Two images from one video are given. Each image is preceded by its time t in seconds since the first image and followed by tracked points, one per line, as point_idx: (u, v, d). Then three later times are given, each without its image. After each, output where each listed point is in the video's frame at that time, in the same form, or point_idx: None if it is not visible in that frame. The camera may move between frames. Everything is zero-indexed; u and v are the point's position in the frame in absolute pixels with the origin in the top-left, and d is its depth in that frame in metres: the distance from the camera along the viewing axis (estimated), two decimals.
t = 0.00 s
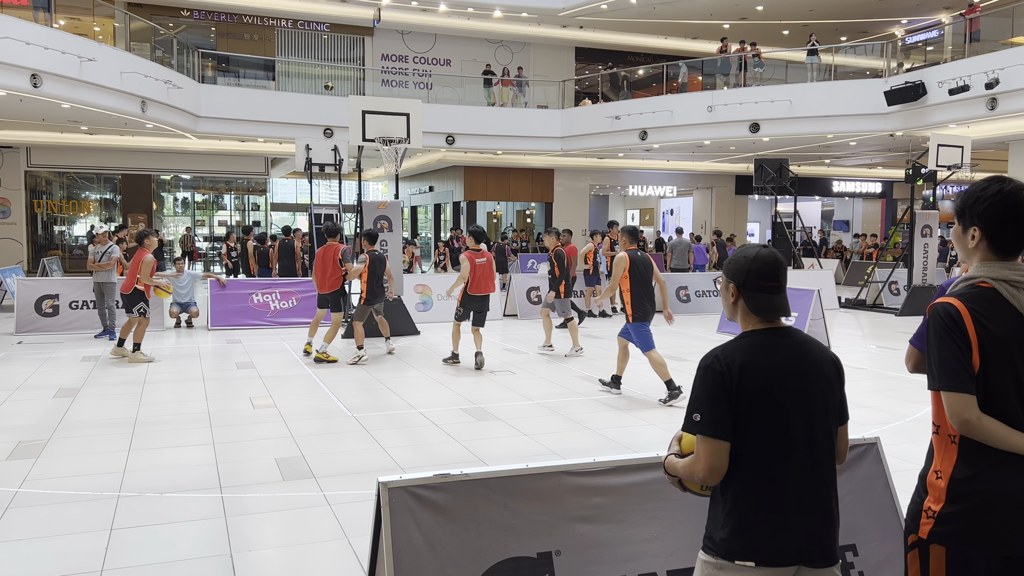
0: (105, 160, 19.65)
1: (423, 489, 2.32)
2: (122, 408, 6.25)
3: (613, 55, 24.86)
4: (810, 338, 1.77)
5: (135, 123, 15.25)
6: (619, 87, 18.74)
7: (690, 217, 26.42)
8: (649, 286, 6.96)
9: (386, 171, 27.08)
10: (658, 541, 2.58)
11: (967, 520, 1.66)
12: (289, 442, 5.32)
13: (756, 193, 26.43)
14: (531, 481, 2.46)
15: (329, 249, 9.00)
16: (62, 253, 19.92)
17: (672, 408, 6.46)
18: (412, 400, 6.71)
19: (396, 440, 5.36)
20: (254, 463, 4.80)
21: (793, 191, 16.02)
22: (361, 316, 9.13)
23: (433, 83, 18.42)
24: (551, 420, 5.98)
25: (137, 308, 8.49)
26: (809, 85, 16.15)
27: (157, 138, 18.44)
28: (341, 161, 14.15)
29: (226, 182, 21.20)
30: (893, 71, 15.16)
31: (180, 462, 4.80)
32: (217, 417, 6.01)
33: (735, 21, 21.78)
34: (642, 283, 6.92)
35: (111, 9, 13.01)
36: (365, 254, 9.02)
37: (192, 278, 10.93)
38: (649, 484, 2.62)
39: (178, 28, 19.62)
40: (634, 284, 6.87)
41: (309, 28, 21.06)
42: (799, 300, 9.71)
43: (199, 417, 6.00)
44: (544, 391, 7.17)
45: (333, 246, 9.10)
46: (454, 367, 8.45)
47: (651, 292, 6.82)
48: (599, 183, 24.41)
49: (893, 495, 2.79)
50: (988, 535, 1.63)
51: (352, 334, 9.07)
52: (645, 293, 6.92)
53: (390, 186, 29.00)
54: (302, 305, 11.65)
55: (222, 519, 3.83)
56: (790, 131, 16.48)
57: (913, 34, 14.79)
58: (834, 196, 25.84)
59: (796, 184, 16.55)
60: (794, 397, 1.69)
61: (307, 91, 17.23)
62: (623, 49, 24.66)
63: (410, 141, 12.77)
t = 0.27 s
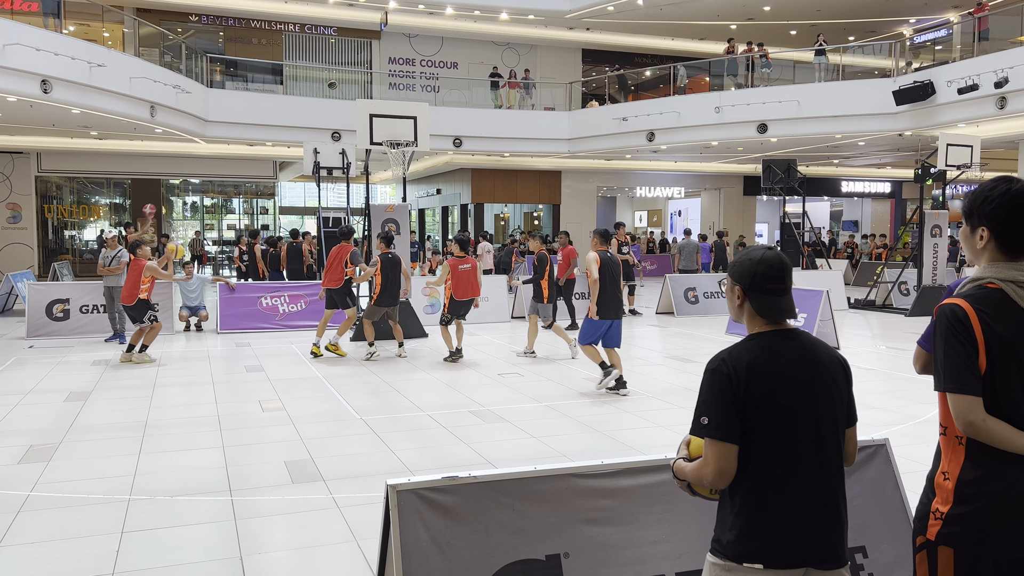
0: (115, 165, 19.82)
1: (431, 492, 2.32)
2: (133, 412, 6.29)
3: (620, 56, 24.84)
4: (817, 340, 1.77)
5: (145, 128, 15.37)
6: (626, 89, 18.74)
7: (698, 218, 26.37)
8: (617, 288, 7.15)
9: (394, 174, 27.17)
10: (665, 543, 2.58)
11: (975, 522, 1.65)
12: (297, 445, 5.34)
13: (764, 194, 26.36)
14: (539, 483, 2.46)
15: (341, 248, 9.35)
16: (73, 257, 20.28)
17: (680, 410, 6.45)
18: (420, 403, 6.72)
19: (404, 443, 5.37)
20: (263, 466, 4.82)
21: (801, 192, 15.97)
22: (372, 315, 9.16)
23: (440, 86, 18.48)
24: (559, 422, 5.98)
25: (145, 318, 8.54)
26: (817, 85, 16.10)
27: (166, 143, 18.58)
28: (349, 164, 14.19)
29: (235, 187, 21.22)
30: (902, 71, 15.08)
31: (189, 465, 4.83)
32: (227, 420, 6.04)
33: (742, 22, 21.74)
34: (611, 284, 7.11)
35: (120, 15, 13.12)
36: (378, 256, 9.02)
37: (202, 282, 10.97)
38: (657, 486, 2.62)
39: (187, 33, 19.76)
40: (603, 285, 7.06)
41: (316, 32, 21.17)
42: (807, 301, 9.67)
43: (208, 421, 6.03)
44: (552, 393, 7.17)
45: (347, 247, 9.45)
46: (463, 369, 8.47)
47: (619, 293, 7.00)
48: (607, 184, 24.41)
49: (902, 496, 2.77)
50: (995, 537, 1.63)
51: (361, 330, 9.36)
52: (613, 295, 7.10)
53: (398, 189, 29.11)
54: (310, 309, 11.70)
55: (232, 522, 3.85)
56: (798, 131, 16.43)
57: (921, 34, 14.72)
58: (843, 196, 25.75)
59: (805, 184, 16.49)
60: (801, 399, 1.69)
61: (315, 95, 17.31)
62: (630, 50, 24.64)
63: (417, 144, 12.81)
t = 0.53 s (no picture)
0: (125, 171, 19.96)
1: (439, 495, 2.33)
2: (143, 416, 6.33)
3: (627, 59, 24.83)
4: (824, 343, 1.76)
5: (154, 133, 15.47)
6: (633, 91, 18.73)
7: (706, 220, 26.32)
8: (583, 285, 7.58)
9: (401, 178, 27.26)
10: (673, 547, 2.57)
11: (982, 525, 1.64)
12: (306, 448, 5.35)
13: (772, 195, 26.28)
14: (546, 487, 2.46)
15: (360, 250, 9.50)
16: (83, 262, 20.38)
17: (688, 413, 6.43)
18: (428, 406, 6.73)
19: (412, 446, 5.38)
20: (272, 469, 4.84)
21: (810, 193, 15.90)
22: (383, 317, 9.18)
23: (447, 90, 18.53)
24: (567, 425, 5.98)
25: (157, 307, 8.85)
26: (824, 87, 16.05)
27: (175, 148, 18.70)
28: (357, 168, 14.24)
29: (242, 193, 21.58)
30: (910, 71, 15.02)
31: (199, 469, 4.85)
32: (236, 424, 6.07)
33: (749, 23, 21.71)
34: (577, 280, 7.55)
35: (130, 21, 13.22)
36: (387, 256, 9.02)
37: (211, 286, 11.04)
38: (664, 489, 2.61)
39: (196, 39, 19.91)
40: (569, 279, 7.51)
41: (324, 37, 21.26)
42: (816, 303, 9.64)
43: (218, 424, 6.06)
44: (560, 396, 7.16)
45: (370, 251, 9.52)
46: (470, 372, 8.48)
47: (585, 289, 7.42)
48: (614, 186, 24.38)
49: (912, 499, 2.76)
50: (1003, 540, 1.62)
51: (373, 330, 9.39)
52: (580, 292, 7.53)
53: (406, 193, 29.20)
54: (318, 312, 11.74)
55: (241, 525, 3.86)
56: (806, 132, 16.39)
57: (930, 34, 14.64)
58: (852, 197, 25.65)
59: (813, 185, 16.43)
60: (807, 403, 1.68)
61: (323, 99, 17.38)
62: (637, 52, 24.66)
63: (424, 148, 12.84)
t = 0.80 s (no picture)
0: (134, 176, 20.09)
1: (445, 499, 2.33)
2: (151, 420, 6.36)
3: (633, 61, 24.82)
4: (830, 345, 1.76)
5: (162, 139, 15.57)
6: (640, 94, 18.71)
7: (713, 222, 26.26)
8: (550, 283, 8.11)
9: (409, 181, 27.34)
10: (681, 550, 2.57)
11: (991, 529, 1.63)
12: (314, 451, 5.36)
13: (780, 197, 26.19)
14: (553, 490, 2.46)
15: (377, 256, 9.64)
16: (92, 267, 20.84)
17: (696, 416, 6.40)
18: (435, 409, 6.73)
19: (419, 449, 5.38)
20: (280, 473, 4.85)
21: (818, 195, 15.84)
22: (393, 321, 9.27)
23: (454, 93, 18.56)
24: (574, 429, 5.96)
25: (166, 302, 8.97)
26: (832, 88, 16.00)
27: (183, 153, 18.81)
28: (364, 172, 14.27)
29: (249, 197, 21.47)
30: (918, 72, 14.95)
31: (207, 473, 4.87)
32: (244, 427, 6.09)
33: (756, 25, 21.66)
34: (544, 279, 8.07)
35: (138, 27, 13.30)
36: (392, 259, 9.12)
37: (219, 290, 11.10)
38: (671, 492, 2.60)
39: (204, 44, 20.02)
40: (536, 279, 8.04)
41: (331, 41, 21.34)
42: (824, 305, 9.59)
43: (226, 428, 6.08)
44: (568, 399, 7.15)
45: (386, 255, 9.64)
46: (478, 376, 8.48)
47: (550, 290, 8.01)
48: (621, 189, 24.35)
49: (921, 502, 2.74)
50: (1012, 543, 1.60)
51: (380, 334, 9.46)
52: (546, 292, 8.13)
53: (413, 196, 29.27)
54: (326, 316, 11.77)
55: (249, 529, 3.87)
56: (813, 134, 16.33)
57: (938, 35, 14.57)
58: (860, 199, 25.53)
59: (821, 187, 16.36)
60: (814, 406, 1.68)
61: (330, 104, 17.44)
62: (643, 55, 24.64)
63: (431, 152, 12.86)
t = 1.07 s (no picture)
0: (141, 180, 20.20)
1: (451, 502, 2.33)
2: (158, 423, 6.38)
3: (639, 64, 24.82)
4: (836, 348, 1.75)
5: (169, 143, 15.64)
6: (645, 96, 18.69)
7: (719, 225, 26.22)
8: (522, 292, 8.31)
9: (414, 185, 27.39)
10: (687, 554, 2.56)
11: (998, 533, 1.62)
12: (320, 455, 5.37)
13: (786, 200, 26.11)
14: (558, 494, 2.45)
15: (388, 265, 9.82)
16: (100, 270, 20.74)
17: (702, 419, 6.39)
18: (441, 412, 6.74)
19: (426, 453, 5.38)
20: (287, 477, 4.86)
21: (824, 197, 15.79)
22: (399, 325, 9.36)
23: (459, 97, 18.58)
24: (580, 432, 5.96)
25: (179, 309, 9.02)
26: (838, 90, 15.97)
27: (190, 157, 18.89)
28: (370, 176, 14.30)
29: (257, 201, 21.61)
30: (925, 74, 14.90)
31: (214, 476, 4.89)
32: (251, 431, 6.11)
33: (762, 27, 21.64)
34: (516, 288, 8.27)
35: (145, 32, 13.38)
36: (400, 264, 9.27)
37: (225, 294, 11.14)
38: (677, 496, 2.60)
39: (210, 49, 20.12)
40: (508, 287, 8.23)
41: (337, 45, 21.41)
42: (830, 307, 9.55)
43: (232, 432, 6.10)
44: (573, 402, 7.14)
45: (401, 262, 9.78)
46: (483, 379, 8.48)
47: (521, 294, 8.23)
48: (627, 192, 24.33)
49: (928, 505, 2.73)
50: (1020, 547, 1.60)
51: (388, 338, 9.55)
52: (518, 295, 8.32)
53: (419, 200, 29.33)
54: (332, 319, 11.79)
55: (255, 533, 3.88)
56: (820, 136, 16.29)
57: (944, 36, 14.52)
58: (867, 201, 25.44)
59: (827, 189, 16.31)
60: (820, 409, 1.67)
61: (336, 107, 17.50)
62: (649, 58, 24.64)
63: (437, 155, 12.89)
